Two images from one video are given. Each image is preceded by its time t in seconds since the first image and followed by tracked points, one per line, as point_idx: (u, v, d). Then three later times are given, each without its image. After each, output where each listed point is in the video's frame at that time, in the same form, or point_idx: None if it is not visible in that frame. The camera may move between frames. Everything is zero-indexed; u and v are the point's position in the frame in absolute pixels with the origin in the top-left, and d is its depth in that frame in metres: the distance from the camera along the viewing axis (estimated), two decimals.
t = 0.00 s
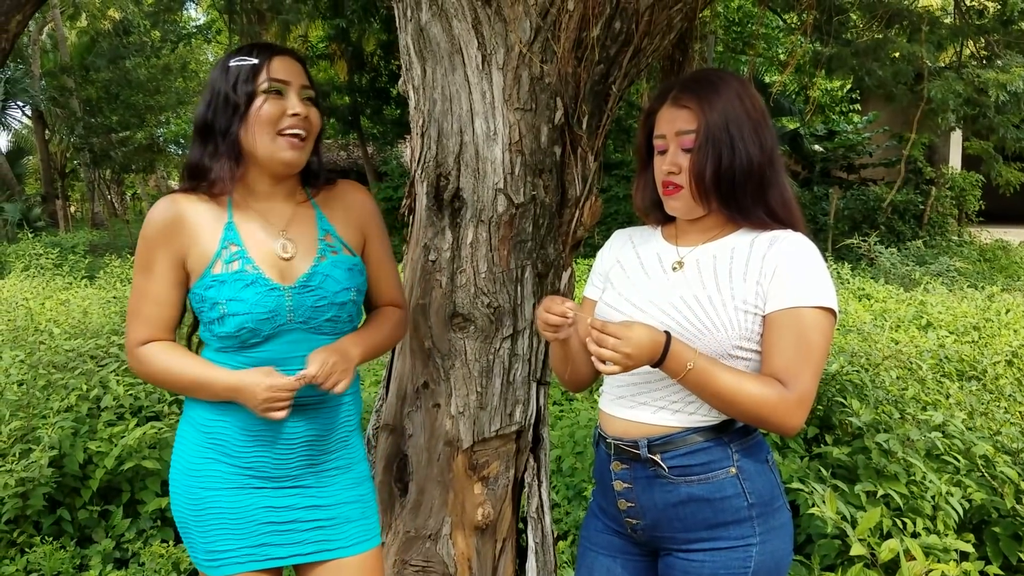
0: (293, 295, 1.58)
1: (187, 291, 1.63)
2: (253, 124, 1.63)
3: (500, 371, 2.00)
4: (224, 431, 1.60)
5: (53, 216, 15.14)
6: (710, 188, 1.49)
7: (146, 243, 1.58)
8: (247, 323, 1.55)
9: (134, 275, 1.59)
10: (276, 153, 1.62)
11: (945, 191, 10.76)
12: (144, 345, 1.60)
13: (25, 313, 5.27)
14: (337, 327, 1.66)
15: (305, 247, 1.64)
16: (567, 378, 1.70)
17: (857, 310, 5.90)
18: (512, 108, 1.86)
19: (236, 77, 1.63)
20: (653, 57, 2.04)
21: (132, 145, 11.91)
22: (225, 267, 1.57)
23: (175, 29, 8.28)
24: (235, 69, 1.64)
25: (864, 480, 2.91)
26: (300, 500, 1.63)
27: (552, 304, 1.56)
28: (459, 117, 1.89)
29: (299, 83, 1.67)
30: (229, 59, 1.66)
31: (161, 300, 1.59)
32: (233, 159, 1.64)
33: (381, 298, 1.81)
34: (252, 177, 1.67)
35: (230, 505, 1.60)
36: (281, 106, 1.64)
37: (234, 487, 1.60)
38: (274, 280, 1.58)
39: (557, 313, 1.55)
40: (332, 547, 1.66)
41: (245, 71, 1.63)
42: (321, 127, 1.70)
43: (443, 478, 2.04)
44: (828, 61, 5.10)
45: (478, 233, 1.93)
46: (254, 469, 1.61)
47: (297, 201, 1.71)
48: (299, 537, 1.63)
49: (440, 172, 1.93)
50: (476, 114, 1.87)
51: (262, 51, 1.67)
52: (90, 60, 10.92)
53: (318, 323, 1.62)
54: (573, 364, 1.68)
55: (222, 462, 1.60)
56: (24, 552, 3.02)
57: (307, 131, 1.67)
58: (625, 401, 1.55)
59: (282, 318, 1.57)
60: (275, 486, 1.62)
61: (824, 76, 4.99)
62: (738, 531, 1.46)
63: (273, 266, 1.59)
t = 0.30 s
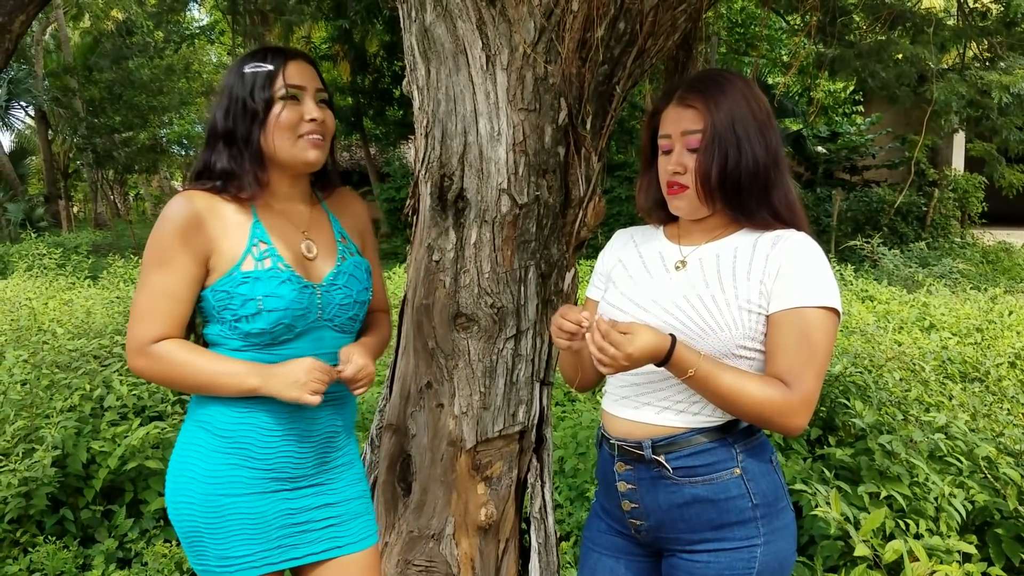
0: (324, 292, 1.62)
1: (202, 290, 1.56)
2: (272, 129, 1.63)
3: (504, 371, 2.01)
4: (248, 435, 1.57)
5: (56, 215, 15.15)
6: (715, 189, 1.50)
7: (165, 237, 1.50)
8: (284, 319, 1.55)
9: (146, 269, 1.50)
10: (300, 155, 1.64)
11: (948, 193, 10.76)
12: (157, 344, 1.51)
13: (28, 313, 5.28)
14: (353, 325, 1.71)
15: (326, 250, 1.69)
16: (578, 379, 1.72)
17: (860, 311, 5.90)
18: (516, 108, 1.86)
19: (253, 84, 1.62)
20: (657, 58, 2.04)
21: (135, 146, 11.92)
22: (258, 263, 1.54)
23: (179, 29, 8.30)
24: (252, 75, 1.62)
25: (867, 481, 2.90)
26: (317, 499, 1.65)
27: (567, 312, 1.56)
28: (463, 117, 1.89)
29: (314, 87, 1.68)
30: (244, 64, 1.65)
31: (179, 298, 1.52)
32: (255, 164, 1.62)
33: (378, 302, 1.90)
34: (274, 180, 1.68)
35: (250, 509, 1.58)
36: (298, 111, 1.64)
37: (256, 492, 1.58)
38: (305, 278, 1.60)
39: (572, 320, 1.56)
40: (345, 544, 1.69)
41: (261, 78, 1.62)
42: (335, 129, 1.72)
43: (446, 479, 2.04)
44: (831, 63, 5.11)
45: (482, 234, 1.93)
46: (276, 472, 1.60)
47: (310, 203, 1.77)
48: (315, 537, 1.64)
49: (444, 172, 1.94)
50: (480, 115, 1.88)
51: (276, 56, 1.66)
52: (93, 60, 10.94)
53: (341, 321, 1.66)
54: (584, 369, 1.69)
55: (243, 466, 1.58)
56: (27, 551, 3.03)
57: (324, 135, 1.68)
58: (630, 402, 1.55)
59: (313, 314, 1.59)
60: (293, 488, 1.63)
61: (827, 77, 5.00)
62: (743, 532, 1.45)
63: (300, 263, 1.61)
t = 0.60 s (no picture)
0: (329, 295, 1.63)
1: (206, 290, 1.53)
2: (275, 133, 1.63)
3: (503, 372, 2.01)
4: (252, 437, 1.58)
5: (56, 216, 15.15)
6: (715, 191, 1.50)
7: (171, 235, 1.47)
8: (292, 322, 1.56)
9: (149, 267, 1.47)
10: (303, 158, 1.65)
11: (948, 193, 10.76)
12: (163, 344, 1.48)
13: (28, 313, 5.29)
14: (351, 330, 1.73)
15: (329, 257, 1.71)
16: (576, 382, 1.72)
17: (859, 312, 5.90)
18: (515, 109, 1.86)
19: (254, 88, 1.62)
20: (656, 59, 2.04)
21: (135, 146, 11.93)
22: (267, 265, 1.54)
23: (179, 30, 8.30)
24: (253, 79, 1.63)
25: (866, 482, 2.90)
26: (316, 497, 1.67)
27: (564, 317, 1.57)
28: (462, 119, 1.89)
29: (314, 90, 1.69)
30: (245, 68, 1.65)
31: (186, 298, 1.49)
32: (259, 167, 1.63)
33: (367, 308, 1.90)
34: (277, 182, 1.69)
35: (253, 510, 1.58)
36: (301, 115, 1.65)
37: (259, 494, 1.59)
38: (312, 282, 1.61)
39: (569, 324, 1.56)
40: (344, 541, 1.71)
41: (262, 82, 1.63)
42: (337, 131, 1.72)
43: (445, 479, 2.04)
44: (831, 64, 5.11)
45: (481, 234, 1.93)
46: (279, 473, 1.61)
47: (311, 208, 1.79)
48: (315, 534, 1.66)
49: (443, 173, 1.94)
50: (479, 116, 1.88)
51: (276, 59, 1.66)
52: (94, 61, 10.95)
53: (342, 325, 1.68)
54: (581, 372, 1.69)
55: (247, 468, 1.58)
56: (26, 552, 3.03)
57: (326, 137, 1.69)
58: (628, 403, 1.55)
59: (319, 318, 1.61)
60: (294, 488, 1.64)
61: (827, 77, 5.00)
62: (741, 533, 1.46)
63: (304, 266, 1.63)
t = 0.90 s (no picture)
0: (335, 297, 1.63)
1: (212, 289, 1.54)
2: (284, 134, 1.63)
3: (502, 372, 2.01)
4: (254, 434, 1.58)
5: (58, 216, 15.16)
6: (715, 194, 1.50)
7: (179, 234, 1.47)
8: (297, 323, 1.56)
9: (157, 265, 1.48)
10: (312, 157, 1.64)
11: (949, 194, 10.75)
12: (164, 343, 1.48)
13: (29, 313, 5.30)
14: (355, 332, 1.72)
15: (337, 258, 1.70)
16: (572, 381, 1.72)
17: (860, 312, 5.89)
18: (514, 109, 1.86)
19: (262, 89, 1.63)
20: (656, 59, 2.04)
21: (136, 146, 11.95)
22: (273, 266, 1.54)
23: (180, 30, 8.31)
24: (261, 81, 1.63)
25: (865, 483, 2.90)
26: (320, 496, 1.67)
27: (559, 313, 1.58)
28: (461, 119, 1.89)
29: (323, 89, 1.68)
30: (253, 70, 1.65)
31: (191, 297, 1.50)
32: (269, 168, 1.63)
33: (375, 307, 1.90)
34: (287, 184, 1.69)
35: (256, 508, 1.58)
36: (309, 115, 1.65)
37: (262, 492, 1.59)
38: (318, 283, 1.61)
39: (564, 321, 1.57)
40: (348, 540, 1.70)
41: (270, 83, 1.63)
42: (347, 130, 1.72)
43: (444, 479, 2.04)
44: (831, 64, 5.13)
45: (480, 234, 1.93)
46: (281, 471, 1.61)
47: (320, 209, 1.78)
48: (320, 533, 1.66)
49: (442, 173, 1.94)
50: (478, 116, 1.88)
51: (283, 60, 1.66)
52: (95, 62, 10.96)
53: (346, 327, 1.67)
54: (578, 371, 1.69)
55: (250, 466, 1.58)
56: (27, 552, 3.03)
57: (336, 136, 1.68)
58: (627, 404, 1.55)
59: (323, 320, 1.60)
60: (297, 487, 1.64)
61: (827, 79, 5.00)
62: (741, 535, 1.45)
63: (311, 268, 1.62)
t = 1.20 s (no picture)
0: (349, 297, 1.61)
1: (229, 289, 1.58)
2: (299, 132, 1.63)
3: (502, 373, 2.01)
4: (268, 433, 1.59)
5: (57, 218, 15.18)
6: (716, 193, 1.50)
7: (194, 238, 1.52)
8: (307, 323, 1.56)
9: (174, 267, 1.54)
10: (327, 155, 1.63)
11: (948, 194, 10.75)
12: (181, 342, 1.55)
13: (28, 315, 5.30)
14: (374, 331, 1.71)
15: (354, 256, 1.69)
16: (573, 382, 1.72)
17: (859, 312, 5.90)
18: (514, 110, 1.87)
19: (278, 89, 1.64)
20: (655, 59, 2.05)
21: (136, 147, 11.96)
22: (285, 266, 1.56)
23: (179, 31, 8.33)
24: (277, 80, 1.65)
25: (865, 483, 2.91)
26: (337, 496, 1.65)
27: (558, 312, 1.59)
28: (461, 119, 1.89)
29: (338, 86, 1.68)
30: (270, 70, 1.67)
31: (206, 298, 1.54)
32: (284, 168, 1.64)
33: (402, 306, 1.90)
34: (303, 183, 1.69)
35: (269, 506, 1.59)
36: (324, 113, 1.64)
37: (276, 491, 1.59)
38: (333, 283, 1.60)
39: (563, 319, 1.58)
40: (367, 542, 1.67)
41: (285, 82, 1.64)
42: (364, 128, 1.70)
43: (445, 480, 2.05)
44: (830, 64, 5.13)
45: (480, 235, 1.93)
46: (296, 469, 1.61)
47: (342, 208, 1.76)
48: (336, 533, 1.64)
49: (442, 174, 1.94)
50: (478, 117, 1.88)
51: (298, 60, 1.67)
52: (94, 63, 10.96)
53: (362, 327, 1.66)
54: (579, 372, 1.69)
55: (263, 464, 1.59)
56: (26, 553, 3.03)
57: (351, 134, 1.67)
58: (628, 404, 1.55)
59: (335, 320, 1.60)
60: (313, 486, 1.63)
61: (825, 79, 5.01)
62: (742, 535, 1.46)
63: (325, 267, 1.62)
